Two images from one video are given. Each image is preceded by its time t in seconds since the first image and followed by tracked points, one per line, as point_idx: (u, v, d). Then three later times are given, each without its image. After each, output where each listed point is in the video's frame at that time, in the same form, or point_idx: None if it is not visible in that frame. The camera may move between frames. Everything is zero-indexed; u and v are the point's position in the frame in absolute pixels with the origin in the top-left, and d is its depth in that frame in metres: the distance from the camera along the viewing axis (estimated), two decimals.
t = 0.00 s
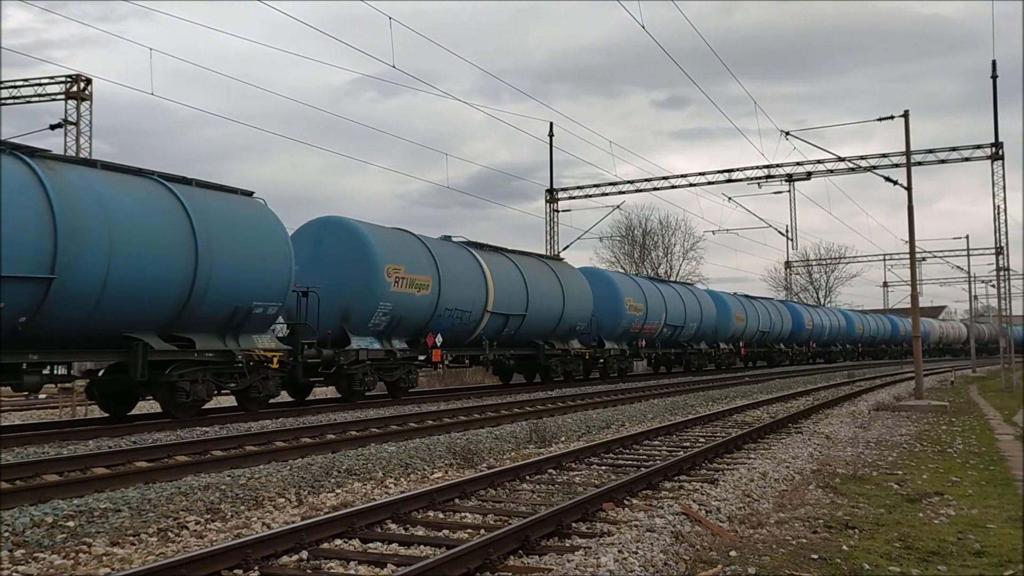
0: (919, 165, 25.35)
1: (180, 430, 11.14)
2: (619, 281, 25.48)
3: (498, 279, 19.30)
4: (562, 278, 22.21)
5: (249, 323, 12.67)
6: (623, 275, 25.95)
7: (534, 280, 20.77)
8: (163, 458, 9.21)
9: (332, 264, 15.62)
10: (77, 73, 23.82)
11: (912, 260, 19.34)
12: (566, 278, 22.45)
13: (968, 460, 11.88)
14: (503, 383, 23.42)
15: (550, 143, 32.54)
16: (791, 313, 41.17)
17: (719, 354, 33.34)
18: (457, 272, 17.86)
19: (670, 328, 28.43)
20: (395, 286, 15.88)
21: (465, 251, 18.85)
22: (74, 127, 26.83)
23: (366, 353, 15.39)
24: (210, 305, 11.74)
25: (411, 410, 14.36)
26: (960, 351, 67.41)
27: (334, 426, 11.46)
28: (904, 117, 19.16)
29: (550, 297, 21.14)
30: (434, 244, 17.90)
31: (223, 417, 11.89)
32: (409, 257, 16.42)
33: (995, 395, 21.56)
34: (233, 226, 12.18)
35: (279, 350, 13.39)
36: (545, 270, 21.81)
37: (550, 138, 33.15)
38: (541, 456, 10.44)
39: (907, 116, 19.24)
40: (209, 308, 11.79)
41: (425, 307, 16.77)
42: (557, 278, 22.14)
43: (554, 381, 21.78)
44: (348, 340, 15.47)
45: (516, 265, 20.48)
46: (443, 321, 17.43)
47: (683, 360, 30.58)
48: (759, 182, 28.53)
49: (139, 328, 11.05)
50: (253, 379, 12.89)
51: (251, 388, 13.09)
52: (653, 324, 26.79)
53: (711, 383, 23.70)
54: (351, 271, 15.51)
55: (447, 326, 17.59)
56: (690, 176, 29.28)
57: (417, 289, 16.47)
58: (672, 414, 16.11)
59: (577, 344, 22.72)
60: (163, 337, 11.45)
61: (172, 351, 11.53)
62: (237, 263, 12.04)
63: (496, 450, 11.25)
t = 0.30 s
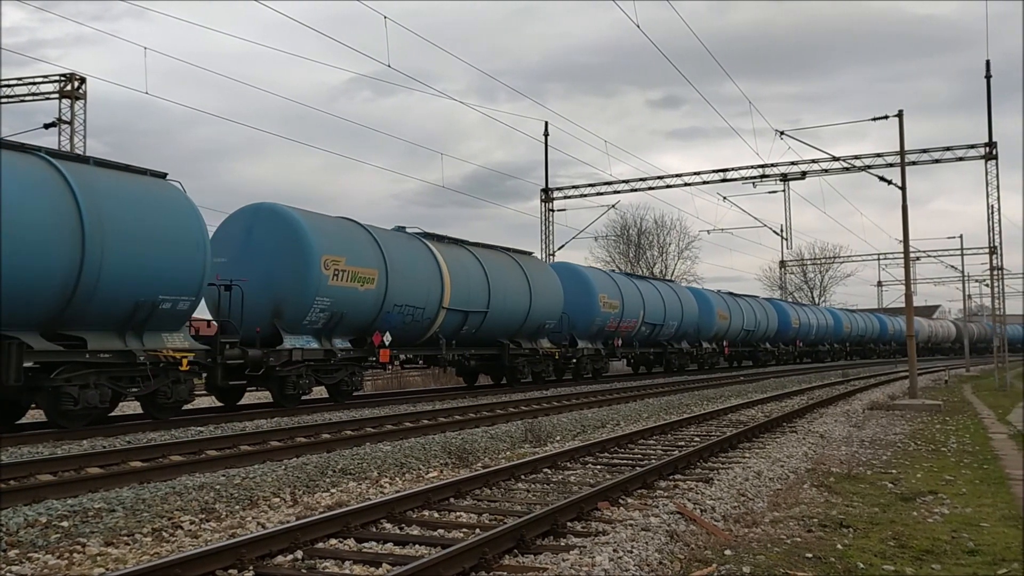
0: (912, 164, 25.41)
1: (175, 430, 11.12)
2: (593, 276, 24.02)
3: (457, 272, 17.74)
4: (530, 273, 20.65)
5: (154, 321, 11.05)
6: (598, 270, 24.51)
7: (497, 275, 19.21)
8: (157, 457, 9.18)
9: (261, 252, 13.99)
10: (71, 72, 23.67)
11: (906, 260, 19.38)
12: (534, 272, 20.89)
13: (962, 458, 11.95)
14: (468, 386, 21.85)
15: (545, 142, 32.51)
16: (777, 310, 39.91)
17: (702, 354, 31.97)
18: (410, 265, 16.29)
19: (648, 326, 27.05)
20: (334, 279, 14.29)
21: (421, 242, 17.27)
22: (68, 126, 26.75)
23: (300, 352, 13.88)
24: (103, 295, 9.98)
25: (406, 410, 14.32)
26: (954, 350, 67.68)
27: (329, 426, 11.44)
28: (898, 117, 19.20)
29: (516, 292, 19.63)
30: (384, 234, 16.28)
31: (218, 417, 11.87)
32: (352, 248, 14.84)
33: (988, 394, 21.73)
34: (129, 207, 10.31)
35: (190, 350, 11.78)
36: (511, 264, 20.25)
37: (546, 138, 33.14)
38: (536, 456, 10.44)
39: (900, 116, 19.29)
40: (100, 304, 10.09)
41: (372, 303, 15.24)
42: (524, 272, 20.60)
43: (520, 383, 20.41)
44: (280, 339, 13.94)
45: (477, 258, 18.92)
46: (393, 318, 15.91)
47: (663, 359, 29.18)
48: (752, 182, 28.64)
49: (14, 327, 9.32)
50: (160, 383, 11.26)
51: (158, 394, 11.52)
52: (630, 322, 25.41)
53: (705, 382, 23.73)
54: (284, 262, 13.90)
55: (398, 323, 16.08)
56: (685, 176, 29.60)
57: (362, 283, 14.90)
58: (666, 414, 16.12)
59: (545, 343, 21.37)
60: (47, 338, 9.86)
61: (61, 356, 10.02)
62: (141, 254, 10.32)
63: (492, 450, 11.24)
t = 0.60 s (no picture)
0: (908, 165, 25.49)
1: (171, 430, 11.12)
2: (566, 272, 22.66)
3: (411, 267, 16.37)
4: (494, 268, 19.29)
5: (34, 319, 9.82)
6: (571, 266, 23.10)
7: (457, 270, 17.84)
8: (154, 458, 9.16)
9: (178, 240, 12.42)
10: (68, 72, 23.61)
11: (902, 260, 19.46)
12: (498, 268, 19.47)
13: (957, 459, 11.99)
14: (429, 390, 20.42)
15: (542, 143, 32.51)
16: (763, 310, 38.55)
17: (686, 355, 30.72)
18: (355, 258, 14.93)
19: (626, 326, 25.62)
20: (263, 272, 12.87)
21: (370, 233, 15.87)
22: (64, 126, 26.63)
23: (224, 353, 12.45)
24: None
25: (403, 410, 14.31)
26: (950, 351, 67.87)
27: (326, 427, 11.44)
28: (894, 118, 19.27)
29: (477, 288, 18.26)
30: (326, 224, 14.85)
31: (215, 417, 11.85)
32: (285, 239, 13.44)
33: (984, 394, 21.81)
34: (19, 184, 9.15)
35: (81, 352, 10.49)
36: (473, 258, 18.88)
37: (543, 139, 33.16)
38: (533, 456, 10.44)
39: (897, 117, 19.37)
40: None
41: (310, 298, 13.85)
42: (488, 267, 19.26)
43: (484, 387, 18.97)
44: (200, 339, 12.47)
45: (433, 252, 17.53)
46: (335, 316, 14.52)
47: (643, 360, 27.73)
48: (751, 183, 27.96)
49: None
50: (44, 389, 9.93)
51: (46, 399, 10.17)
52: (606, 321, 24.00)
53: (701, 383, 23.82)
54: (204, 254, 12.37)
55: (341, 320, 14.68)
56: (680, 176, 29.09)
57: (296, 278, 13.50)
58: (663, 414, 16.15)
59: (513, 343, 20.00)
60: None
61: None
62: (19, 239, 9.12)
63: (488, 450, 11.25)
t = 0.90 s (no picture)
0: (905, 165, 25.52)
1: (169, 430, 11.10)
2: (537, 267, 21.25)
3: (359, 260, 14.86)
4: (456, 262, 17.73)
5: None
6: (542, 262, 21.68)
7: (414, 264, 16.28)
8: (152, 458, 9.16)
9: (78, 227, 10.93)
10: (66, 72, 23.58)
11: (899, 260, 19.50)
12: (461, 262, 17.95)
13: (955, 459, 12.01)
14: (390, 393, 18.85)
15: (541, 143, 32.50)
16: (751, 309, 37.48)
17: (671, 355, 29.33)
18: (292, 249, 13.36)
19: (604, 324, 24.14)
20: (175, 264, 11.33)
21: (313, 222, 14.34)
22: (62, 126, 26.62)
23: (130, 353, 11.00)
24: None
25: (402, 411, 14.32)
26: (948, 351, 67.95)
27: (324, 427, 11.43)
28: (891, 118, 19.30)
29: (436, 283, 16.78)
30: (258, 211, 13.27)
31: (213, 417, 11.83)
32: (205, 226, 11.90)
33: (982, 394, 21.83)
34: None
35: None
36: (435, 251, 17.33)
37: (542, 139, 33.13)
38: (531, 457, 10.43)
39: (894, 118, 19.40)
40: None
41: (234, 293, 12.27)
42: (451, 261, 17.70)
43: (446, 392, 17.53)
44: (101, 338, 11.01)
45: (389, 243, 15.99)
46: (267, 313, 12.96)
47: (624, 361, 26.31)
48: (750, 183, 28.02)
49: None
50: None
51: None
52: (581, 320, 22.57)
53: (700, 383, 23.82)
54: (104, 245, 10.88)
55: (275, 318, 13.13)
56: (680, 176, 29.22)
57: (218, 269, 11.93)
58: (662, 415, 16.14)
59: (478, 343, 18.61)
60: None
61: None
62: None
63: (486, 450, 11.25)
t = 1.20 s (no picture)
0: (904, 165, 25.51)
1: (168, 430, 11.08)
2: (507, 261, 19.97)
3: (299, 252, 13.55)
4: (414, 256, 16.40)
5: None
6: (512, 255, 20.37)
7: (364, 257, 14.99)
8: (151, 458, 9.17)
9: None
10: (65, 71, 23.53)
11: (898, 260, 19.49)
12: (418, 254, 16.64)
13: (954, 458, 12.01)
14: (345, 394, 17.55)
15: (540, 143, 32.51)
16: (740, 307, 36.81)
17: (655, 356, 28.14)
18: (215, 238, 12.05)
19: (580, 323, 22.90)
20: (66, 253, 9.83)
21: (241, 209, 12.97)
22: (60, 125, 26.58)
23: (12, 354, 9.51)
24: None
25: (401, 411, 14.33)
26: (947, 350, 67.97)
27: (322, 426, 11.43)
28: (890, 118, 19.27)
29: (388, 277, 15.47)
30: (170, 194, 11.80)
31: (211, 417, 11.81)
32: (106, 209, 10.42)
33: (980, 394, 21.86)
34: None
35: None
36: (387, 243, 15.99)
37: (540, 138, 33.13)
38: (529, 456, 10.42)
39: (893, 118, 19.37)
40: None
41: (141, 287, 10.86)
42: (406, 254, 16.36)
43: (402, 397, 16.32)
44: None
45: (333, 233, 14.68)
46: (183, 309, 11.60)
47: (605, 361, 25.14)
48: (747, 183, 27.57)
49: None
50: None
51: None
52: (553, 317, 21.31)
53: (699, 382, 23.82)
54: None
55: (192, 314, 11.77)
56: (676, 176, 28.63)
57: (121, 259, 10.51)
58: (660, 414, 16.14)
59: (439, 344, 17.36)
60: None
61: None
62: None
63: (485, 450, 11.24)
